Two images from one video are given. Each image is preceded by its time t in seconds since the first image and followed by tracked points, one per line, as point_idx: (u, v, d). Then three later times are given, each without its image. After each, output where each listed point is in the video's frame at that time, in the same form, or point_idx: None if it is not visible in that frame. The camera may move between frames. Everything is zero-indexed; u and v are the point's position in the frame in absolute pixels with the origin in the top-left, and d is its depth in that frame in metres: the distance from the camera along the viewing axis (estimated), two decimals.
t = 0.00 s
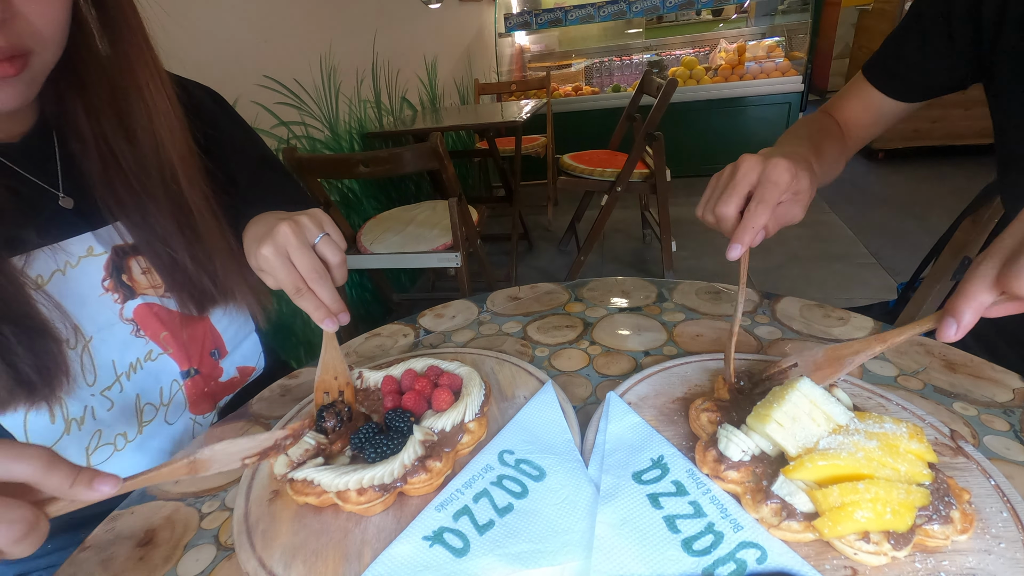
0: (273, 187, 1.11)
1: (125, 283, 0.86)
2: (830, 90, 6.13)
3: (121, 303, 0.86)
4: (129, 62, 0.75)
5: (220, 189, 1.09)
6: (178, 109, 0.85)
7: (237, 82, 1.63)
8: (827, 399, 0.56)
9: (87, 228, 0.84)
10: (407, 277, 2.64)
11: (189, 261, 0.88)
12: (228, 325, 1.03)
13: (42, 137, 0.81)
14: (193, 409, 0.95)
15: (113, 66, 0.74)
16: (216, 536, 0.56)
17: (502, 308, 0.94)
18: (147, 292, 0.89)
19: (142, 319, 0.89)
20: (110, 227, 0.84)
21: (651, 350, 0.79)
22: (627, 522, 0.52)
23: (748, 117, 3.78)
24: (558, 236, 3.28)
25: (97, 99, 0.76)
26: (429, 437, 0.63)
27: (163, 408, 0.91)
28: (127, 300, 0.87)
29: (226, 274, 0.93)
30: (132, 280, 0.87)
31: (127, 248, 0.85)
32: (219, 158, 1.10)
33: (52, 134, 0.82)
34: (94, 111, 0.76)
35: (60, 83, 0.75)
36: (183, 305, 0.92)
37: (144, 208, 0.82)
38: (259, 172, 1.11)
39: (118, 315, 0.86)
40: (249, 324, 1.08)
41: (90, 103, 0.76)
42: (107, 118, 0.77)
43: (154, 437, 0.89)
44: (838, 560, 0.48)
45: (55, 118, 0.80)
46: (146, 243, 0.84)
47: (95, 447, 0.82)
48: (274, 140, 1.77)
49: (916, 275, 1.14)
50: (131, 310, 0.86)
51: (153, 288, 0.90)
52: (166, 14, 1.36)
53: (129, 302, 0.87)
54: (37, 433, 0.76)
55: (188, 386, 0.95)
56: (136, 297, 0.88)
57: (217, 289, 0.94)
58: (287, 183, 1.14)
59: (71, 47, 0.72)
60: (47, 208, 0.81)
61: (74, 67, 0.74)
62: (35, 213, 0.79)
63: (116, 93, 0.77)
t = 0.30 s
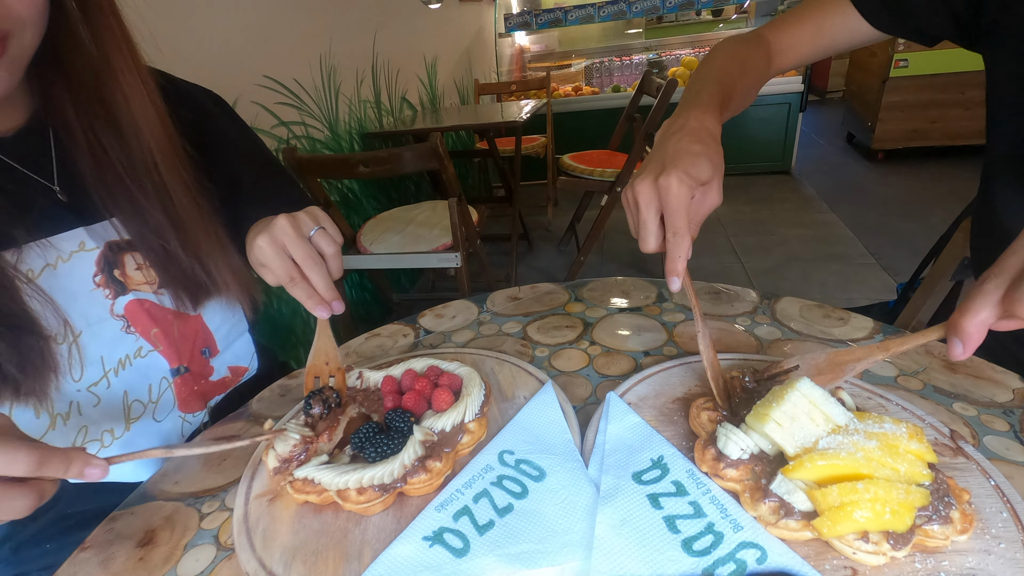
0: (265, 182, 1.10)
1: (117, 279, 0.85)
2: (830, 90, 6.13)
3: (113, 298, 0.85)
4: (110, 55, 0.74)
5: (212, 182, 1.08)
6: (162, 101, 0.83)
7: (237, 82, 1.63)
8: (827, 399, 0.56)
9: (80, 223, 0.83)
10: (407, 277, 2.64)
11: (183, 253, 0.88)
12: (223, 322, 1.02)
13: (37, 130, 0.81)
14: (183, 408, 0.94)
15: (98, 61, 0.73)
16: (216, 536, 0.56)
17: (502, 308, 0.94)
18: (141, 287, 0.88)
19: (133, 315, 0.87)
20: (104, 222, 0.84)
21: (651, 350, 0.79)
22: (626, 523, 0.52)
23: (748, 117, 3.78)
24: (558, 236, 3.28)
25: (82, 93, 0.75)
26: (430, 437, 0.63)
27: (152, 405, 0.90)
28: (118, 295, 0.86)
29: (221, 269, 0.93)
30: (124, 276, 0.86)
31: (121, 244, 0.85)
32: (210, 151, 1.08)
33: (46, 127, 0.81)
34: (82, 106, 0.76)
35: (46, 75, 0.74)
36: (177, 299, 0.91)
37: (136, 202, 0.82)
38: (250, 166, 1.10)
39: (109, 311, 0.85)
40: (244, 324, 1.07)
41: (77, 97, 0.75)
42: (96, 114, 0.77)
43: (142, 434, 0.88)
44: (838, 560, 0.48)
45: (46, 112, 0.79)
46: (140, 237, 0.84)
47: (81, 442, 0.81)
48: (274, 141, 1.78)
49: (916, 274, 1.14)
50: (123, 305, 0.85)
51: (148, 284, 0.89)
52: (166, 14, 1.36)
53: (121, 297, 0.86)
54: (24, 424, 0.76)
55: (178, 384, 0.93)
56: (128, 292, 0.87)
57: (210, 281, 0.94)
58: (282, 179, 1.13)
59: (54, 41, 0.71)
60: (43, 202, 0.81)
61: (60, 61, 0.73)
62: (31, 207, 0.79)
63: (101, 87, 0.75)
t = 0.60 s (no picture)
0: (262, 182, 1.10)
1: (117, 287, 0.85)
2: (830, 91, 6.13)
3: (114, 307, 0.85)
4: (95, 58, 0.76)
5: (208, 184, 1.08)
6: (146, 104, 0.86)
7: (237, 82, 1.62)
8: (828, 399, 0.56)
9: (81, 232, 0.83)
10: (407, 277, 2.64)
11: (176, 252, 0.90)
12: (223, 324, 1.02)
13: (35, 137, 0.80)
14: (184, 411, 0.94)
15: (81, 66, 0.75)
16: (216, 536, 0.55)
17: (502, 308, 0.94)
18: (141, 295, 0.88)
19: (136, 323, 0.87)
20: (103, 230, 0.84)
21: (651, 350, 0.79)
22: (627, 522, 0.52)
23: (748, 117, 3.78)
24: (558, 236, 3.28)
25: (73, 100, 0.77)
26: (429, 437, 0.63)
27: (154, 411, 0.89)
28: (119, 303, 0.85)
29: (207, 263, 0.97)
30: (124, 284, 0.86)
31: (120, 251, 0.85)
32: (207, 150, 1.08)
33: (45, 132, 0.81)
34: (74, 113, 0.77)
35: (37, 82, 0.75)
36: (175, 305, 0.92)
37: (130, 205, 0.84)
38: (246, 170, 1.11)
39: (110, 318, 0.84)
40: (243, 326, 1.08)
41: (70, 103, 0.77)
42: (86, 120, 0.79)
43: (144, 439, 0.88)
44: (838, 560, 0.48)
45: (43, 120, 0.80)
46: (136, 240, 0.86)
47: (85, 448, 0.80)
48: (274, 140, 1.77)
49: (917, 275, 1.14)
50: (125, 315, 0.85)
51: (148, 292, 0.89)
52: (165, 14, 1.36)
53: (122, 304, 0.86)
54: (27, 434, 0.74)
55: (180, 389, 0.93)
56: (129, 301, 0.86)
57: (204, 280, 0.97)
58: (285, 178, 1.12)
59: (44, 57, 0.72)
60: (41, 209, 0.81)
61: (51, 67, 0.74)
62: (30, 212, 0.79)
63: (93, 96, 0.78)
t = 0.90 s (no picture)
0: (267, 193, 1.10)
1: (130, 283, 0.86)
2: (830, 93, 6.14)
3: (127, 303, 0.86)
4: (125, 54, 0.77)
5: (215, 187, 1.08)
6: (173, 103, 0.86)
7: (238, 82, 1.63)
8: (827, 400, 0.56)
9: (92, 229, 0.84)
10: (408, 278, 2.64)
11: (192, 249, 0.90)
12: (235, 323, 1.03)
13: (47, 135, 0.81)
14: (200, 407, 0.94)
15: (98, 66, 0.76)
16: (216, 536, 0.56)
17: (502, 309, 0.94)
18: (153, 291, 0.89)
19: (148, 318, 0.88)
20: (115, 227, 0.85)
21: (651, 351, 0.79)
22: (627, 524, 0.52)
23: (748, 119, 3.79)
24: (558, 237, 3.28)
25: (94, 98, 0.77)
26: (430, 437, 0.63)
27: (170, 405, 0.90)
28: (132, 299, 0.87)
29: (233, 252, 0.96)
30: (137, 280, 0.87)
31: (130, 248, 0.86)
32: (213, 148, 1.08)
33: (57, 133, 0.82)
34: (87, 110, 0.78)
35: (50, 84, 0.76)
36: (188, 302, 0.93)
37: (146, 204, 0.84)
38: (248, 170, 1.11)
39: (125, 315, 0.86)
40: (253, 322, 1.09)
41: (85, 104, 0.77)
42: (101, 118, 0.79)
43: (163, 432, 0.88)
44: (838, 561, 0.48)
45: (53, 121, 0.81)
46: (148, 240, 0.85)
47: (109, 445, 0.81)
48: (274, 141, 1.78)
49: (916, 277, 1.14)
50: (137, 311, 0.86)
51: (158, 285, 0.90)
52: (167, 14, 1.36)
53: (135, 301, 0.87)
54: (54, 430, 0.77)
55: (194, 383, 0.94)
56: (141, 296, 0.88)
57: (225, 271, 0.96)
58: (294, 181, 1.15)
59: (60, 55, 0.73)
60: (55, 204, 0.82)
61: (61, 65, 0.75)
62: (45, 211, 0.81)
63: (109, 91, 0.78)
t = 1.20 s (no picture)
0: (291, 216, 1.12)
1: (144, 289, 0.87)
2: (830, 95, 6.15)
3: (140, 308, 0.86)
4: (163, 67, 0.80)
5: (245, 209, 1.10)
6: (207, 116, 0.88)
7: (239, 84, 1.63)
8: (820, 402, 0.57)
9: (109, 236, 0.84)
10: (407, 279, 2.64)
11: (213, 259, 0.90)
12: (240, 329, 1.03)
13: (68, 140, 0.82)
14: (211, 413, 0.95)
15: (134, 75, 0.79)
16: (216, 536, 0.56)
17: (502, 310, 0.94)
18: (165, 297, 0.89)
19: (160, 324, 0.88)
20: (130, 233, 0.86)
21: (651, 353, 0.79)
22: (625, 532, 0.52)
23: (748, 122, 3.79)
24: (557, 239, 3.29)
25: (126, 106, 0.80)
26: (430, 438, 0.63)
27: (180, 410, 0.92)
28: (145, 305, 0.87)
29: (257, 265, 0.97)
30: (151, 287, 0.88)
31: (146, 255, 0.87)
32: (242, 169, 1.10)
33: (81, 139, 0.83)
34: (121, 119, 0.80)
35: (85, 93, 0.79)
36: (205, 310, 0.92)
37: (169, 212, 0.84)
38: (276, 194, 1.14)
39: (138, 321, 0.86)
40: (261, 327, 1.09)
41: (119, 114, 0.80)
42: (133, 126, 0.81)
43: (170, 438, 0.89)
44: (838, 562, 0.48)
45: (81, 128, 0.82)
46: (168, 248, 0.85)
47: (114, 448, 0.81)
48: (275, 142, 1.78)
49: (915, 278, 1.14)
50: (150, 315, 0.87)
51: (172, 293, 0.90)
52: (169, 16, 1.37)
53: (149, 307, 0.88)
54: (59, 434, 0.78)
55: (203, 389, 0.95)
56: (154, 303, 0.88)
57: (247, 284, 0.96)
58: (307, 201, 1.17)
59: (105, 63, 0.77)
60: (74, 211, 0.82)
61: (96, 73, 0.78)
62: (65, 215, 0.81)
63: (147, 101, 0.80)
